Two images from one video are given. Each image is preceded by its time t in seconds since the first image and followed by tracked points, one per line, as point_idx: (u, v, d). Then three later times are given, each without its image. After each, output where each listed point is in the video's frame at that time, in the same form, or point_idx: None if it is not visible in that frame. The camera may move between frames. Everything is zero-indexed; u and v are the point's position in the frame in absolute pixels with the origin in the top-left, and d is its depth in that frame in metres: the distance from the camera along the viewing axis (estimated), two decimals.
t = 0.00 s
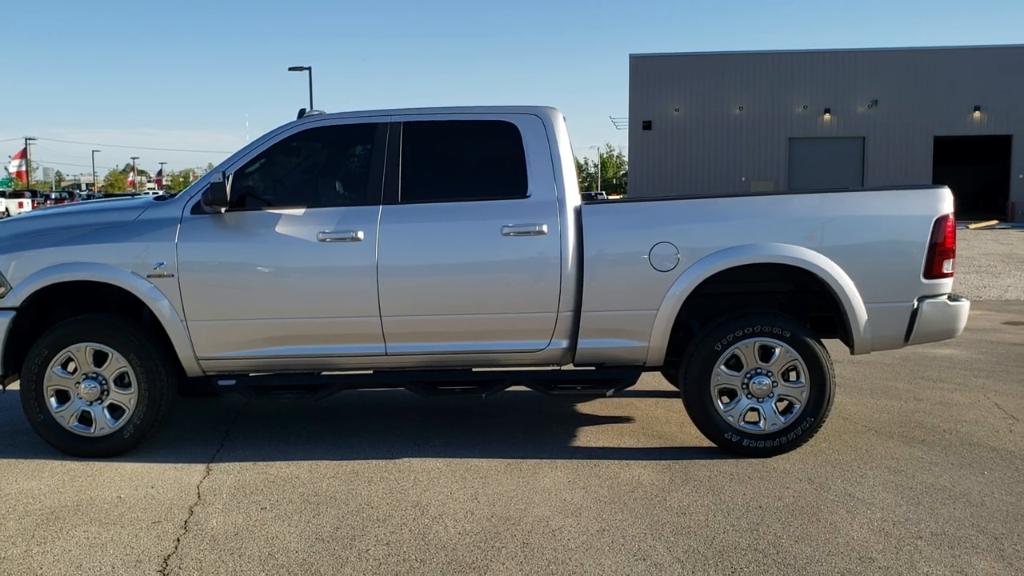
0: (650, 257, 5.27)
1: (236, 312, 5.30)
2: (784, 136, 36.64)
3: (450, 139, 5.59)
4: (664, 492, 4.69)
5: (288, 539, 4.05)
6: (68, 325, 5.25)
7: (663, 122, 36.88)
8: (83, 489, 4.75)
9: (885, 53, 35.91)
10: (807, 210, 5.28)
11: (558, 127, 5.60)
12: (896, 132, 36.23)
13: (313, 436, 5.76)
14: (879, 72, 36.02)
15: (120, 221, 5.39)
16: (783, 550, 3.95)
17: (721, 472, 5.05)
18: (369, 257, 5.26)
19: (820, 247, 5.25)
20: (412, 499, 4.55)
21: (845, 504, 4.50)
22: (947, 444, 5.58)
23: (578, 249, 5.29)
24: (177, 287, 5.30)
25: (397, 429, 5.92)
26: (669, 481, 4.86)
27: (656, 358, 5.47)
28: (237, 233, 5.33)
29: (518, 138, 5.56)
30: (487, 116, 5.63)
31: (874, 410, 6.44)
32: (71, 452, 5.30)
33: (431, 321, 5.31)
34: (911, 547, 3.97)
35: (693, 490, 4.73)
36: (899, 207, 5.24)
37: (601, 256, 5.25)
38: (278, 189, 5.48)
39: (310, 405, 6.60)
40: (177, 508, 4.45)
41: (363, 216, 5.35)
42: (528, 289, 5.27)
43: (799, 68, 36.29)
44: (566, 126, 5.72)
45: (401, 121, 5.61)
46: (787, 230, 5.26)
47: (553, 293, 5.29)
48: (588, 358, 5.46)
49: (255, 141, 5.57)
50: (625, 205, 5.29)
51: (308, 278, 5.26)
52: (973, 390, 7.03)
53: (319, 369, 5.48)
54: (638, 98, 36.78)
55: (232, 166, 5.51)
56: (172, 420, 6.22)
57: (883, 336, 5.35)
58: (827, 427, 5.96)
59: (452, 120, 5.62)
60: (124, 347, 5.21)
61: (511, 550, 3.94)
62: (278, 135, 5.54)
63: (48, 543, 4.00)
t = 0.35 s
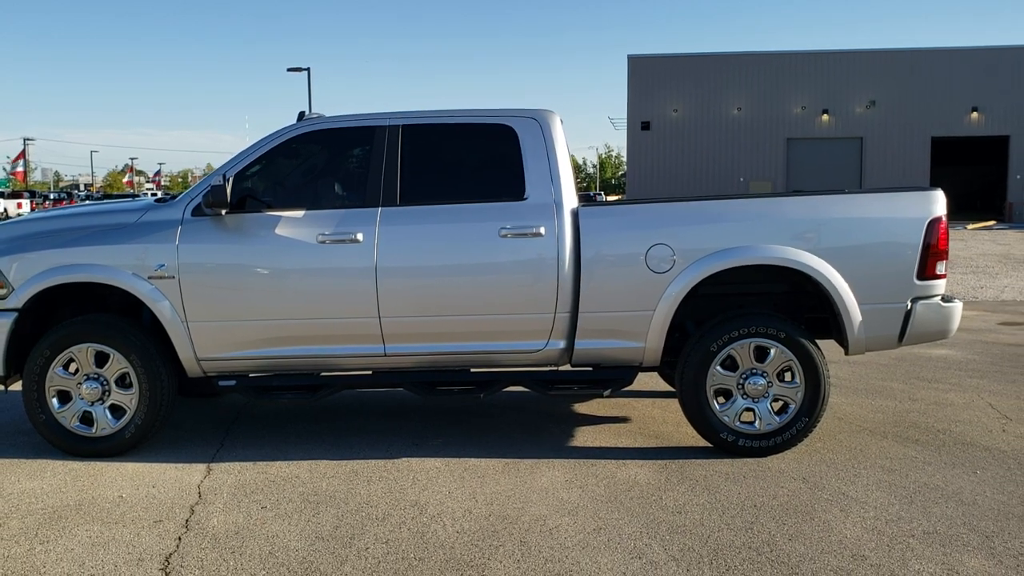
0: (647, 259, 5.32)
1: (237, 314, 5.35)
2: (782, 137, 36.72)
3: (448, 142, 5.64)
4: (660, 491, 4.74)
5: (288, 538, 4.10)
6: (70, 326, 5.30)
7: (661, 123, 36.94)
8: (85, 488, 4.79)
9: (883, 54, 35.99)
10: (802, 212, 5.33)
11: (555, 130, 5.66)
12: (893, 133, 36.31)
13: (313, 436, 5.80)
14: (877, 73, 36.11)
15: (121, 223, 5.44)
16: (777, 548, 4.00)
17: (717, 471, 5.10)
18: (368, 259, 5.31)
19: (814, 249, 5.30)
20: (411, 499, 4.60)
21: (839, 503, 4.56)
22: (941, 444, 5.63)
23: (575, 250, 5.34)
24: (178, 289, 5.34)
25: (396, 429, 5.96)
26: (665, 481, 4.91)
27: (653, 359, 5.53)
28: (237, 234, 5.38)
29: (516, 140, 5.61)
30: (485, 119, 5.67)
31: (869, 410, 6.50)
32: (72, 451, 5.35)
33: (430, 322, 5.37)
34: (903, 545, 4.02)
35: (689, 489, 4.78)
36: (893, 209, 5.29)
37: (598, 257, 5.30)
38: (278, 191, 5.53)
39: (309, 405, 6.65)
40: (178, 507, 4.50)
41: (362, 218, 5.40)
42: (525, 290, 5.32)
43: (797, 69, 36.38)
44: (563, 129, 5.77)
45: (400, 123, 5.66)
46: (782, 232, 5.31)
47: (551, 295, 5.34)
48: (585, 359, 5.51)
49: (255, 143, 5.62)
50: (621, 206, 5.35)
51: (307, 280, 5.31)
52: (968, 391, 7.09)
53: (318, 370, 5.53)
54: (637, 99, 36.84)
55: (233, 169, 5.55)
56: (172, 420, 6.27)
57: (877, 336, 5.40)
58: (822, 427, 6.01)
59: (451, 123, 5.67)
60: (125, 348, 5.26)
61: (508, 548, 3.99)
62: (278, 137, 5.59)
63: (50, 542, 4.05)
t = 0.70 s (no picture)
0: (645, 260, 5.35)
1: (238, 314, 5.38)
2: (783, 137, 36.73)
3: (448, 143, 5.67)
4: (658, 491, 4.77)
5: (288, 536, 4.13)
6: (71, 326, 5.33)
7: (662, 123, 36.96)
8: (86, 488, 4.83)
9: (884, 54, 36.00)
10: (799, 213, 5.36)
11: (554, 132, 5.69)
12: (894, 134, 36.31)
13: (313, 436, 5.83)
14: (878, 73, 36.11)
15: (123, 224, 5.47)
16: (773, 547, 4.03)
17: (714, 471, 5.13)
18: (368, 259, 5.34)
19: (812, 250, 5.33)
20: (410, 498, 4.63)
21: (836, 503, 4.58)
22: (938, 444, 5.66)
23: (574, 251, 5.37)
24: (179, 289, 5.38)
25: (395, 429, 5.99)
26: (663, 480, 4.94)
27: (651, 359, 5.56)
28: (238, 235, 5.41)
29: (515, 142, 5.64)
30: (484, 120, 5.70)
31: (867, 410, 6.52)
32: (74, 451, 5.38)
33: (429, 323, 5.40)
34: (898, 545, 4.05)
35: (686, 488, 4.81)
36: (890, 210, 5.32)
37: (596, 258, 5.33)
38: (278, 192, 5.56)
39: (310, 405, 6.68)
40: (179, 506, 4.53)
41: (362, 219, 5.43)
42: (524, 291, 5.35)
43: (798, 69, 36.39)
44: (562, 130, 5.80)
45: (400, 125, 5.69)
46: (779, 233, 5.34)
47: (549, 296, 5.37)
48: (584, 359, 5.54)
49: (256, 144, 5.65)
50: (620, 207, 5.38)
51: (308, 280, 5.34)
52: (966, 391, 7.11)
53: (318, 369, 5.56)
54: (637, 100, 36.86)
55: (234, 170, 5.59)
56: (173, 420, 6.30)
57: (874, 337, 5.43)
58: (820, 427, 6.04)
59: (451, 124, 5.70)
60: (126, 348, 5.29)
61: (506, 547, 4.02)
62: (279, 139, 5.62)
63: (52, 541, 4.08)
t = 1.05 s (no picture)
0: (647, 260, 5.36)
1: (241, 314, 5.40)
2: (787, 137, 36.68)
3: (450, 144, 5.68)
4: (659, 491, 4.78)
5: (290, 536, 4.15)
6: (75, 326, 5.36)
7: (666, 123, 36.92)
8: (90, 487, 4.85)
9: (888, 54, 35.92)
10: (801, 214, 5.36)
11: (556, 132, 5.70)
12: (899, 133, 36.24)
13: (316, 436, 5.85)
14: (882, 73, 36.05)
15: (126, 224, 5.50)
16: (774, 547, 4.03)
17: (716, 472, 5.13)
18: (370, 259, 5.36)
19: (813, 251, 5.33)
20: (412, 498, 4.65)
21: (837, 503, 4.59)
22: (940, 444, 5.66)
23: (576, 252, 5.38)
24: (183, 289, 5.40)
25: (398, 428, 6.01)
26: (664, 481, 4.95)
27: (653, 359, 5.57)
28: (242, 236, 5.43)
29: (517, 142, 5.65)
30: (487, 121, 5.72)
31: (869, 411, 6.52)
32: (78, 450, 5.41)
33: (431, 323, 5.41)
34: (899, 545, 4.06)
35: (688, 488, 4.82)
36: (892, 210, 5.32)
37: (599, 258, 5.34)
38: (281, 192, 5.58)
39: (313, 405, 6.70)
40: (182, 506, 4.55)
41: (364, 219, 5.45)
42: (526, 291, 5.36)
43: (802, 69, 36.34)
44: (564, 131, 5.81)
45: (403, 126, 5.70)
46: (781, 234, 5.34)
47: (551, 296, 5.38)
48: (586, 359, 5.55)
49: (260, 145, 5.67)
50: (622, 208, 5.39)
51: (311, 280, 5.36)
52: (969, 391, 7.11)
53: (321, 369, 5.58)
54: (642, 99, 36.84)
55: (237, 170, 5.61)
56: (177, 420, 6.33)
57: (876, 338, 5.43)
58: (822, 428, 6.04)
59: (454, 125, 5.71)
60: (130, 348, 5.32)
61: (508, 547, 4.03)
62: (282, 139, 5.64)
63: (56, 540, 4.11)
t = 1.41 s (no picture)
0: (644, 261, 5.35)
1: (237, 314, 5.39)
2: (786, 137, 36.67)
3: (447, 144, 5.67)
4: (655, 492, 4.77)
5: (285, 537, 4.14)
6: (71, 327, 5.35)
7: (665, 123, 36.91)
8: (85, 488, 4.84)
9: (887, 54, 35.91)
10: (798, 214, 5.35)
11: (552, 132, 5.69)
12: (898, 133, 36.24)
13: (312, 436, 5.84)
14: (881, 73, 36.04)
15: (122, 225, 5.48)
16: (769, 549, 4.02)
17: (712, 472, 5.13)
18: (366, 260, 5.35)
19: (810, 251, 5.32)
20: (408, 499, 4.64)
21: (833, 504, 4.58)
22: (937, 445, 5.65)
23: (572, 252, 5.37)
24: (179, 290, 5.39)
25: (394, 429, 6.00)
26: (661, 481, 4.94)
27: (650, 360, 5.56)
28: (238, 236, 5.42)
29: (514, 143, 5.64)
30: (483, 121, 5.71)
31: (867, 411, 6.52)
32: (73, 451, 5.40)
33: (428, 324, 5.40)
34: (895, 546, 4.05)
35: (684, 489, 4.81)
36: (889, 211, 5.31)
37: (595, 259, 5.33)
38: (278, 192, 5.57)
39: (310, 406, 6.69)
40: (177, 507, 4.54)
41: (360, 219, 5.44)
42: (523, 292, 5.36)
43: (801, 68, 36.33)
44: (561, 131, 5.80)
45: (399, 126, 5.70)
46: (778, 235, 5.33)
47: (548, 296, 5.37)
48: (583, 360, 5.54)
49: (256, 145, 5.66)
50: (619, 208, 5.38)
51: (307, 281, 5.35)
52: (966, 392, 7.10)
53: (317, 370, 5.57)
54: (641, 99, 36.82)
55: (233, 170, 5.60)
56: (173, 420, 6.32)
57: (873, 338, 5.43)
58: (819, 428, 6.04)
59: (451, 125, 5.70)
60: (125, 349, 5.31)
61: (503, 549, 4.02)
62: (278, 140, 5.63)
63: (50, 541, 4.10)
